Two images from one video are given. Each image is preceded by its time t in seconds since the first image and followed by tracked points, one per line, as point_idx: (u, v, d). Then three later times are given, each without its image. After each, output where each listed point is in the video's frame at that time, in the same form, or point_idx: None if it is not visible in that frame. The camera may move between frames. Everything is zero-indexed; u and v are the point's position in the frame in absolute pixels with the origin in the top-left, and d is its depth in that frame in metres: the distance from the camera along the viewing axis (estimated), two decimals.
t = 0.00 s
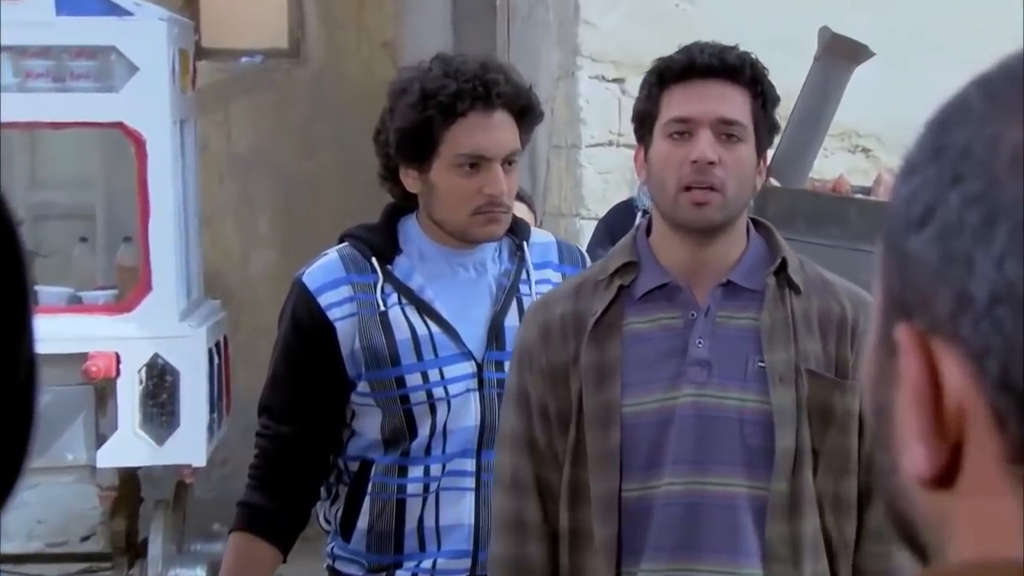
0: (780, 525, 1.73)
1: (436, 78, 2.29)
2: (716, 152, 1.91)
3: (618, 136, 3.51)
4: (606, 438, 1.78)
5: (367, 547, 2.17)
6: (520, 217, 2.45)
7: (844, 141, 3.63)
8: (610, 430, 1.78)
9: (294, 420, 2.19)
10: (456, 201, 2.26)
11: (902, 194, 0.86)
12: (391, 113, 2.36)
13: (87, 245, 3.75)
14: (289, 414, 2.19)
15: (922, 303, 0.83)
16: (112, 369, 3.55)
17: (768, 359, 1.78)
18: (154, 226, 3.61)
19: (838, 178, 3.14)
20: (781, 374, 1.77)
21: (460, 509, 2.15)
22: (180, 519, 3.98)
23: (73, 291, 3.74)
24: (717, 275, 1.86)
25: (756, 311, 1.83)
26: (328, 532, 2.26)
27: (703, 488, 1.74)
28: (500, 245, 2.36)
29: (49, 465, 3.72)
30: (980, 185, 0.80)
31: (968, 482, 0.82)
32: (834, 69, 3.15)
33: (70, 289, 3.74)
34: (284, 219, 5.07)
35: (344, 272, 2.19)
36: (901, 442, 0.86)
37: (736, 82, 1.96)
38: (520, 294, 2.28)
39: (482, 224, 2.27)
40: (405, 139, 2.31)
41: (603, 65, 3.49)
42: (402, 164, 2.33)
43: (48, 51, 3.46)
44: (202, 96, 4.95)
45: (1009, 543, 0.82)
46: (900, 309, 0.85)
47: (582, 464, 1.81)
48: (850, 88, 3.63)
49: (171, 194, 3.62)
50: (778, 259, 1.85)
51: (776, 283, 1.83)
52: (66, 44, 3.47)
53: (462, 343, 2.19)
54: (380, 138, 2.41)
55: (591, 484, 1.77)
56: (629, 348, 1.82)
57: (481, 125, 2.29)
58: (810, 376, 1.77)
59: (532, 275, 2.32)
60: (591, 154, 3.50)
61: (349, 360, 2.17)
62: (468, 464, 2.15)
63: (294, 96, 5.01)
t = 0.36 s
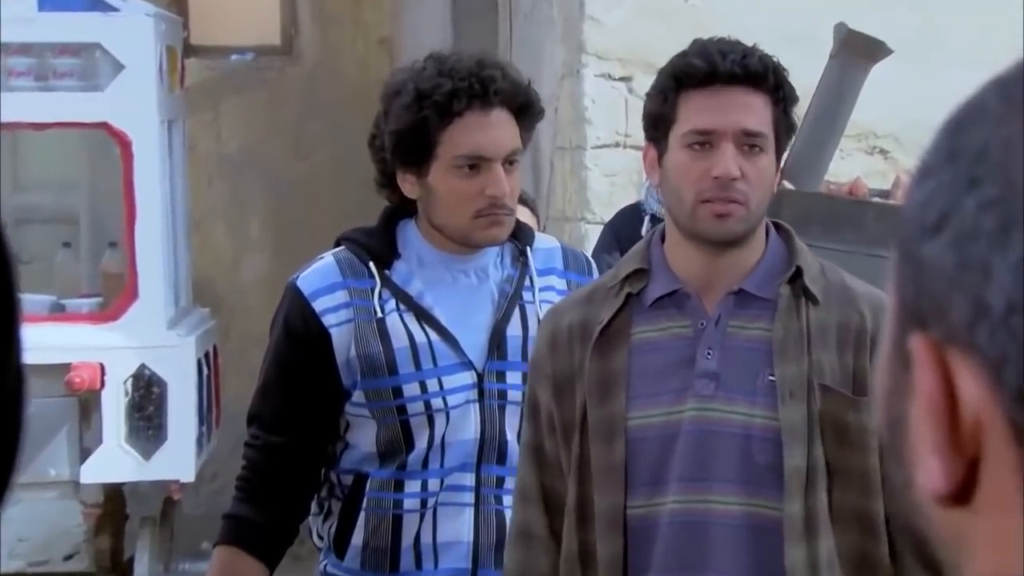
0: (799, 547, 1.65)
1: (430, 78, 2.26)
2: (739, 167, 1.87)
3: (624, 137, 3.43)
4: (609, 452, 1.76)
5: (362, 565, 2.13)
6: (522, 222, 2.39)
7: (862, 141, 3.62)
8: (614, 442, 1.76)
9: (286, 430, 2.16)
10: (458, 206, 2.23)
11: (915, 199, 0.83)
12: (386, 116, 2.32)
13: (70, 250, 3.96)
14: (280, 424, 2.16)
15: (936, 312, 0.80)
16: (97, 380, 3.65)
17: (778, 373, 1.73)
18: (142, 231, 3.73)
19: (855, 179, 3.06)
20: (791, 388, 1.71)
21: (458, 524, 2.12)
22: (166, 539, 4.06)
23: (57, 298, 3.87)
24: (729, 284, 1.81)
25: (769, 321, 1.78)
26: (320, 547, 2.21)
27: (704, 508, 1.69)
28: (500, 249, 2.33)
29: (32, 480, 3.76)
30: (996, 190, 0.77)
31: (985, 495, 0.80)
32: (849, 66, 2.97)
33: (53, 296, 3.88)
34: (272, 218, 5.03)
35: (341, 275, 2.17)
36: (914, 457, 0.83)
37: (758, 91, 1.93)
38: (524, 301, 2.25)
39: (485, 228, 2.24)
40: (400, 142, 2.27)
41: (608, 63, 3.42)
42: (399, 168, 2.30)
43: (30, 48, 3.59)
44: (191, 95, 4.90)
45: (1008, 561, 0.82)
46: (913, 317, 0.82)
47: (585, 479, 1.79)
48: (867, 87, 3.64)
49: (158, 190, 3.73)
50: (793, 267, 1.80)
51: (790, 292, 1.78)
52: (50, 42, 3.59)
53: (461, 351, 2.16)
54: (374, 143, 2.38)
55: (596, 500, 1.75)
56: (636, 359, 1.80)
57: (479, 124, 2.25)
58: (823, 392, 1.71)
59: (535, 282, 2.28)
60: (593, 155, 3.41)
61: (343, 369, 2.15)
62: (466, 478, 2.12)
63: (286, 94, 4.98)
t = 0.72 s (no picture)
0: (823, 553, 1.65)
1: (419, 71, 2.22)
2: (754, 161, 1.84)
3: (628, 132, 3.37)
4: (631, 457, 1.71)
5: None
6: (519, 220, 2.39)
7: (875, 136, 3.36)
8: (633, 449, 1.71)
9: (272, 438, 2.14)
10: (449, 204, 2.19)
11: (926, 197, 0.81)
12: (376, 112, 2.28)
13: (51, 249, 3.56)
14: (267, 431, 2.14)
15: (948, 315, 0.77)
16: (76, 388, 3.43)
17: (802, 373, 1.72)
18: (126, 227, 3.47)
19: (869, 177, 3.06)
20: (818, 388, 1.70)
21: (453, 534, 2.10)
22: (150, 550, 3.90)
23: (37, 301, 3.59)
24: (746, 283, 1.80)
25: (789, 320, 1.77)
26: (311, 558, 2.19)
27: (738, 515, 1.68)
28: (495, 249, 2.31)
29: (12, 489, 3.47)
30: (1010, 188, 0.75)
31: (1000, 505, 0.78)
32: (862, 59, 3.28)
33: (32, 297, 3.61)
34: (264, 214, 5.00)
35: (329, 277, 2.13)
36: (926, 466, 0.80)
37: (776, 84, 1.89)
38: (519, 302, 2.23)
39: (479, 225, 2.19)
40: (391, 137, 2.23)
41: (613, 55, 3.35)
42: (390, 165, 2.26)
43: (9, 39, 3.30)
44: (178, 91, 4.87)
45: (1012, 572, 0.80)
46: (924, 320, 0.79)
47: (600, 488, 1.74)
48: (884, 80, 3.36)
49: (143, 190, 3.48)
50: (811, 264, 1.80)
51: (810, 289, 1.78)
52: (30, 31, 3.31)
53: (454, 355, 2.14)
54: (364, 140, 2.34)
55: (612, 512, 1.71)
56: (648, 364, 1.76)
57: (472, 117, 2.21)
58: (850, 392, 1.71)
59: (531, 282, 2.26)
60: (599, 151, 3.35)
61: (333, 374, 2.11)
62: (461, 486, 2.10)
63: (276, 88, 4.95)
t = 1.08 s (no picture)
0: (838, 560, 1.64)
1: (411, 69, 2.19)
2: (751, 151, 1.78)
3: (633, 131, 3.24)
4: (637, 465, 1.68)
5: None
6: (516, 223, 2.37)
7: (887, 136, 3.32)
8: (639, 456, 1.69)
9: (261, 449, 2.13)
10: (448, 205, 2.16)
11: (938, 199, 0.79)
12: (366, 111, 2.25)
13: None
14: (255, 442, 2.13)
15: (961, 323, 0.75)
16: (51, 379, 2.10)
17: (817, 376, 1.70)
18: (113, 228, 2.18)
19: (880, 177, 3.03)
20: (832, 392, 1.69)
21: (449, 547, 2.08)
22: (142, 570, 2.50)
23: None
24: (754, 284, 1.78)
25: (799, 324, 1.76)
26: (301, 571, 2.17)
27: (754, 524, 1.66)
28: (493, 253, 2.29)
29: None
30: None
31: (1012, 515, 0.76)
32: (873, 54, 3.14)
33: None
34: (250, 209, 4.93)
35: (319, 285, 2.11)
36: (935, 476, 0.78)
37: (774, 76, 1.84)
38: (516, 307, 2.21)
39: (478, 225, 2.17)
40: (383, 135, 2.20)
41: (615, 51, 3.22)
42: (383, 165, 2.23)
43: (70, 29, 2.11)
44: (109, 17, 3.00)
45: None
46: (934, 327, 0.78)
47: (605, 498, 1.72)
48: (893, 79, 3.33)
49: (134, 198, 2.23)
50: (817, 267, 1.79)
51: (817, 292, 1.77)
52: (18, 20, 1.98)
53: (451, 364, 2.12)
54: (353, 143, 2.31)
55: (618, 523, 1.68)
56: (653, 369, 1.73)
57: (465, 115, 2.18)
58: (862, 395, 1.70)
59: (528, 286, 2.24)
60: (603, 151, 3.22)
61: (324, 384, 2.10)
62: (457, 497, 2.09)
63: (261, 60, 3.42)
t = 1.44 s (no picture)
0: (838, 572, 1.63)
1: (405, 72, 2.18)
2: (732, 150, 1.77)
3: (633, 136, 3.19)
4: (635, 477, 1.66)
5: None
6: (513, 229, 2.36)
7: (894, 140, 3.30)
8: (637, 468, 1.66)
9: (252, 465, 2.10)
10: (442, 210, 2.14)
11: (948, 207, 0.81)
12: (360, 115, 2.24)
13: None
14: (246, 458, 2.10)
15: (973, 331, 0.77)
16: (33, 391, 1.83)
17: (817, 383, 1.69)
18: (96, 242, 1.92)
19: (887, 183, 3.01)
20: (832, 399, 1.68)
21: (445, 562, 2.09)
22: None
23: None
24: (750, 291, 1.77)
25: (798, 329, 1.75)
26: None
27: (755, 535, 1.64)
28: (488, 260, 2.28)
29: None
30: None
31: None
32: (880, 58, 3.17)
33: None
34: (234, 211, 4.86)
35: (312, 295, 2.08)
36: (945, 490, 0.80)
37: (755, 74, 1.83)
38: (512, 317, 2.20)
39: (474, 231, 2.14)
40: (376, 138, 2.19)
41: (616, 53, 3.17)
42: (375, 170, 2.22)
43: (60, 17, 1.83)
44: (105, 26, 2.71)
45: None
46: (945, 336, 0.80)
47: (602, 509, 1.69)
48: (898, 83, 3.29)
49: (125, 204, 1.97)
50: (816, 271, 1.78)
51: (815, 296, 1.76)
52: None
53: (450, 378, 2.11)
54: (348, 149, 2.30)
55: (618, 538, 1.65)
56: (650, 380, 1.71)
57: (461, 119, 2.17)
58: (862, 402, 1.69)
59: (527, 297, 2.23)
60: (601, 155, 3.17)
61: (317, 399, 2.08)
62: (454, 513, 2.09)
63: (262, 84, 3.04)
